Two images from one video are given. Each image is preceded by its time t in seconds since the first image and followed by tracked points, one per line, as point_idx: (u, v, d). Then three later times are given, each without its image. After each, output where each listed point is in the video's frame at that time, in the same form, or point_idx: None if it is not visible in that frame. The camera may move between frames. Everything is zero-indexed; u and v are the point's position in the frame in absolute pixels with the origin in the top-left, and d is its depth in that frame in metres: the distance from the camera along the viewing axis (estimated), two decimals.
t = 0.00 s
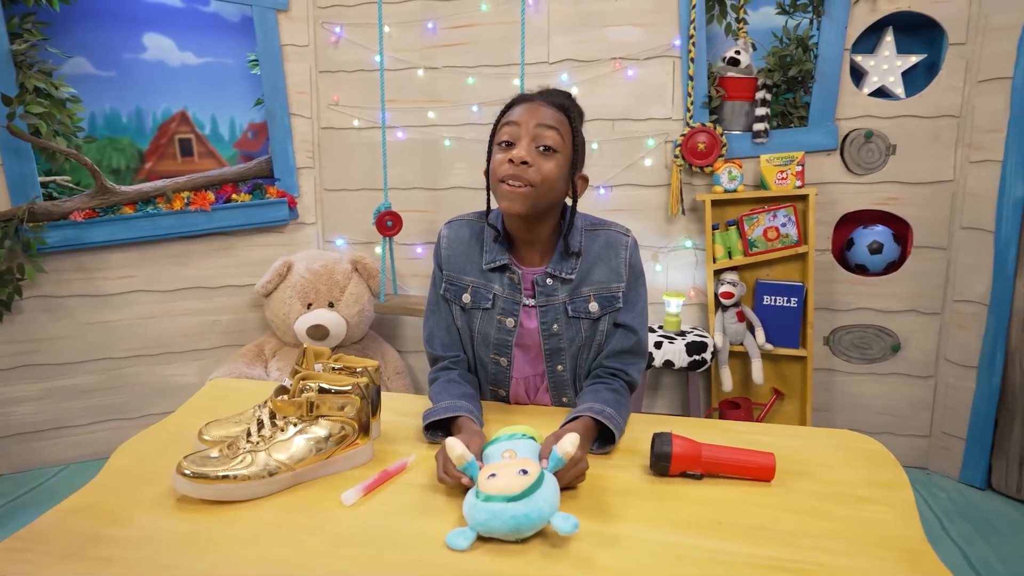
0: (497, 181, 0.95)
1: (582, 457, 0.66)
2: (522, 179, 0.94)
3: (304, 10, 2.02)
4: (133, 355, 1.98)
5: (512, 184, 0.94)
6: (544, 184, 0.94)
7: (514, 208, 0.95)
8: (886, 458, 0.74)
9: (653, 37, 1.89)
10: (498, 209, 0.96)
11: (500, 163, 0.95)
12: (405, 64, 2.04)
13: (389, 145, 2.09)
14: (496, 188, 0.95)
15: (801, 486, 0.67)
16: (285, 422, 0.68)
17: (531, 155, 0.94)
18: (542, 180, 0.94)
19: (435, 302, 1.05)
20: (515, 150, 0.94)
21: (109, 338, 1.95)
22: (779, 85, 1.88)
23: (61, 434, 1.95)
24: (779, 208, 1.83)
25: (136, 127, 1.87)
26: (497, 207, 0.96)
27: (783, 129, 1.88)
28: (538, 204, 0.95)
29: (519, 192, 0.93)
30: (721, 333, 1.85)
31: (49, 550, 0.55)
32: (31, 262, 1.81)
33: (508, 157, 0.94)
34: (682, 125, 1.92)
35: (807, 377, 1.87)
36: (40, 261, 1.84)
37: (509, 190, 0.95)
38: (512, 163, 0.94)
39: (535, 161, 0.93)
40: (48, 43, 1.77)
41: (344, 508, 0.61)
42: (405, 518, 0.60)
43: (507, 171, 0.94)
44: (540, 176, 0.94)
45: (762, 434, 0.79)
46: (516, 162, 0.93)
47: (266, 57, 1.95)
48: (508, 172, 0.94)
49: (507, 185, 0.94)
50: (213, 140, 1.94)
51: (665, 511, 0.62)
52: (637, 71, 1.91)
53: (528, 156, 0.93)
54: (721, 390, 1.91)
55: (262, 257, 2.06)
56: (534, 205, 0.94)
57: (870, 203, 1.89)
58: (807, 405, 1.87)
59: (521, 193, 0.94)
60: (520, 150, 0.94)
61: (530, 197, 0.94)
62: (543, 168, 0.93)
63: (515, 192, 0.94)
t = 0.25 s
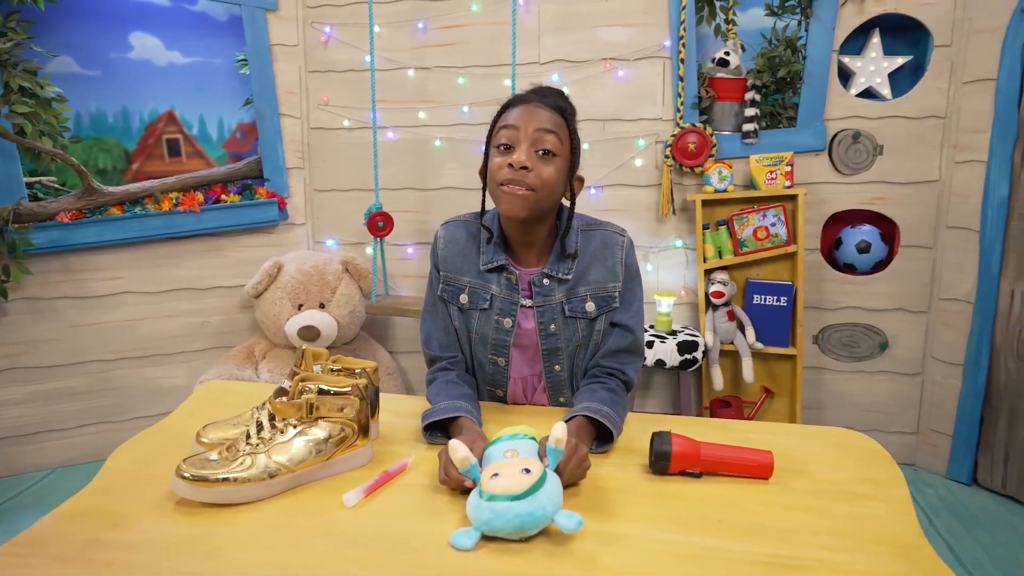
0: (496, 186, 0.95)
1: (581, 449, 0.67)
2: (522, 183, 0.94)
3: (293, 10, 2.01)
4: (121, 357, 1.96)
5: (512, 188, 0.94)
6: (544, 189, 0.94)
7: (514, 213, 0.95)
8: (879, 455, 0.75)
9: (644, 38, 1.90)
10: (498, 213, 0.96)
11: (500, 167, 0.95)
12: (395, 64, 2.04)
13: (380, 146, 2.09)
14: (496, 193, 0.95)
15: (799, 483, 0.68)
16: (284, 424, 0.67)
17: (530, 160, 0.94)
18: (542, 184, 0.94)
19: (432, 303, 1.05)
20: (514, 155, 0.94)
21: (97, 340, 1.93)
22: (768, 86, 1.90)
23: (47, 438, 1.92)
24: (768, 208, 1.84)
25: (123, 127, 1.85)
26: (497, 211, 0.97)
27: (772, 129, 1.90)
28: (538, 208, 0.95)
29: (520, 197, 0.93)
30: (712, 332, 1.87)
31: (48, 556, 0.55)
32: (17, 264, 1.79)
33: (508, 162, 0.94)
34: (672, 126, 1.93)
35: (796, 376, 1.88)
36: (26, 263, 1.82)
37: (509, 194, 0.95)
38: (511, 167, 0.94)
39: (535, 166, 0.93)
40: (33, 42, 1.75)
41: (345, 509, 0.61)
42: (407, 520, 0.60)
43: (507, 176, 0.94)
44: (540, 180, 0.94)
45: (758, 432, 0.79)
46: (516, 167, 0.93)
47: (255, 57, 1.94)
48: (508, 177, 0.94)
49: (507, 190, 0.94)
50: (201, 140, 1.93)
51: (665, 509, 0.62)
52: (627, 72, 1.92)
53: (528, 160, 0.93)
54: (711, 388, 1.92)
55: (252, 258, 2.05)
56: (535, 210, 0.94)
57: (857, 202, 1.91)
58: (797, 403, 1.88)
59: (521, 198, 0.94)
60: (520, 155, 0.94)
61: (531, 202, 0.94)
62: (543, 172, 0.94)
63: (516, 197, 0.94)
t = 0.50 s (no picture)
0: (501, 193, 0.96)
1: (580, 446, 0.67)
2: (526, 188, 0.95)
3: (278, 8, 1.99)
4: (105, 359, 1.93)
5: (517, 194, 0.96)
6: (548, 190, 0.96)
7: (521, 218, 0.97)
8: (872, 449, 0.76)
9: (631, 38, 1.91)
10: (504, 220, 0.97)
11: (501, 173, 0.96)
12: (383, 63, 2.03)
13: (367, 145, 2.08)
14: (501, 200, 0.96)
15: (796, 478, 0.69)
16: (282, 424, 0.67)
17: (531, 163, 0.95)
18: (545, 187, 0.96)
19: (427, 301, 1.05)
20: (514, 159, 0.95)
21: (80, 342, 1.90)
22: (755, 86, 1.91)
23: (29, 442, 1.89)
24: (755, 207, 1.86)
25: (104, 126, 1.82)
26: (502, 217, 0.98)
27: (758, 129, 1.91)
28: (543, 210, 0.97)
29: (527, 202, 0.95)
30: (700, 330, 1.88)
31: (44, 560, 0.54)
32: None
33: (510, 168, 0.95)
34: (660, 125, 1.94)
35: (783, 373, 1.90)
36: (7, 264, 1.79)
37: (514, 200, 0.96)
38: (514, 173, 0.95)
39: (537, 169, 0.94)
40: (13, 39, 1.72)
41: (345, 509, 0.61)
42: (409, 518, 0.59)
43: (511, 182, 0.95)
44: (543, 183, 0.95)
45: (754, 428, 0.80)
46: (519, 172, 0.94)
47: (240, 55, 1.92)
48: (512, 184, 0.95)
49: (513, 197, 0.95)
50: (185, 139, 1.90)
51: (664, 505, 0.63)
52: (615, 72, 1.93)
53: (530, 165, 0.94)
54: (700, 386, 1.93)
55: (238, 258, 2.03)
56: (542, 213, 0.97)
57: (842, 201, 1.93)
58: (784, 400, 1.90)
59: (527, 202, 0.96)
60: (521, 159, 0.95)
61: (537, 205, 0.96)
62: (546, 175, 0.95)
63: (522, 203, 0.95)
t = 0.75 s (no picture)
0: (502, 204, 0.97)
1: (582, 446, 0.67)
2: (526, 196, 0.96)
3: (263, 7, 1.97)
4: (88, 363, 1.90)
5: (518, 203, 0.96)
6: (548, 196, 0.97)
7: (524, 225, 0.98)
8: (867, 446, 0.76)
9: (619, 38, 1.91)
10: (508, 227, 0.98)
11: (500, 184, 0.96)
12: (369, 63, 2.02)
13: (354, 145, 2.06)
14: (502, 210, 0.97)
15: (794, 476, 0.69)
16: (282, 428, 0.66)
17: (529, 171, 0.95)
18: (545, 193, 0.96)
19: (426, 302, 1.05)
20: (512, 168, 0.95)
21: (61, 345, 1.87)
22: (741, 87, 1.93)
23: (8, 448, 1.85)
24: (742, 207, 1.88)
25: (85, 125, 1.79)
26: (505, 224, 0.99)
27: (745, 129, 1.93)
28: (544, 215, 0.98)
29: (529, 211, 0.96)
30: (688, 329, 1.89)
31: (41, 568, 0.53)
32: None
33: (508, 177, 0.95)
34: (647, 126, 1.95)
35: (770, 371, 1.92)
36: None
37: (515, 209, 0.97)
38: (513, 183, 0.95)
39: (535, 177, 0.95)
40: None
41: (347, 513, 0.61)
42: (412, 521, 0.59)
43: (510, 193, 0.95)
44: (543, 190, 0.96)
45: (751, 427, 0.81)
46: (518, 182, 0.95)
47: (225, 54, 1.89)
48: (512, 194, 0.96)
49: (515, 207, 0.96)
50: (168, 139, 1.87)
51: (666, 505, 0.63)
52: (603, 72, 1.93)
53: (529, 174, 0.94)
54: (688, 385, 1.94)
55: (223, 260, 2.01)
56: (543, 218, 0.98)
57: (827, 201, 1.96)
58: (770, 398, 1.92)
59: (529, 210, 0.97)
60: (519, 169, 0.95)
61: (539, 212, 0.97)
62: (544, 181, 0.96)
63: (524, 212, 0.96)
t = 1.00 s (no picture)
0: (506, 204, 0.97)
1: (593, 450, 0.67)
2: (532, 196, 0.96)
3: (254, 5, 1.95)
4: (75, 366, 1.87)
5: (523, 204, 0.96)
6: (554, 197, 0.97)
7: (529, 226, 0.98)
8: (869, 445, 0.77)
9: (612, 39, 1.92)
10: (513, 228, 0.98)
11: (505, 184, 0.96)
12: (362, 63, 2.00)
13: (347, 146, 2.05)
14: (506, 210, 0.97)
15: (800, 475, 0.69)
16: (289, 431, 0.68)
17: (535, 171, 0.95)
18: (551, 193, 0.96)
19: (429, 304, 1.06)
20: (518, 168, 0.96)
21: (49, 348, 1.84)
22: (734, 88, 1.93)
23: None
24: (735, 207, 1.88)
25: (72, 125, 1.76)
26: (510, 225, 0.99)
27: (737, 130, 1.94)
28: (550, 216, 0.98)
29: (534, 211, 0.96)
30: (682, 329, 1.90)
31: None
32: None
33: (514, 178, 0.95)
34: (640, 126, 1.95)
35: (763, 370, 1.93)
36: None
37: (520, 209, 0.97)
38: (519, 183, 0.95)
39: (540, 177, 0.95)
40: None
41: (357, 517, 0.60)
42: (421, 524, 0.59)
43: (514, 193, 0.96)
44: (548, 190, 0.96)
45: (754, 427, 0.81)
46: (524, 182, 0.95)
47: (216, 53, 1.87)
48: (517, 195, 0.96)
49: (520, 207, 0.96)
50: (157, 139, 1.85)
51: (674, 506, 0.63)
52: (596, 73, 1.94)
53: (534, 174, 0.95)
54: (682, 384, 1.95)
55: (215, 261, 1.99)
56: (549, 219, 0.98)
57: (818, 201, 1.97)
58: (764, 397, 1.93)
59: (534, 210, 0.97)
60: (525, 169, 0.95)
61: (544, 213, 0.97)
62: (550, 181, 0.96)
63: (529, 212, 0.96)
